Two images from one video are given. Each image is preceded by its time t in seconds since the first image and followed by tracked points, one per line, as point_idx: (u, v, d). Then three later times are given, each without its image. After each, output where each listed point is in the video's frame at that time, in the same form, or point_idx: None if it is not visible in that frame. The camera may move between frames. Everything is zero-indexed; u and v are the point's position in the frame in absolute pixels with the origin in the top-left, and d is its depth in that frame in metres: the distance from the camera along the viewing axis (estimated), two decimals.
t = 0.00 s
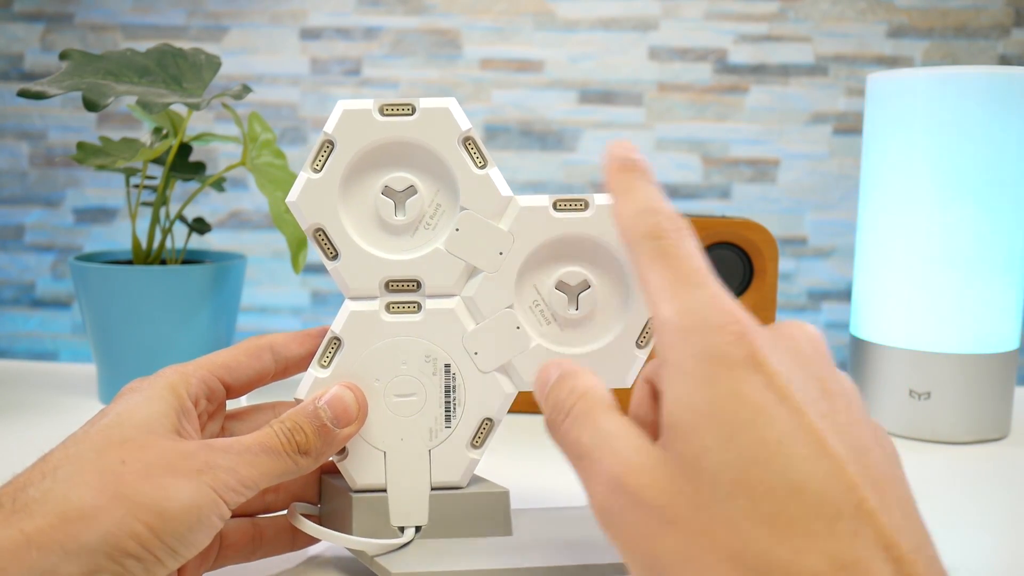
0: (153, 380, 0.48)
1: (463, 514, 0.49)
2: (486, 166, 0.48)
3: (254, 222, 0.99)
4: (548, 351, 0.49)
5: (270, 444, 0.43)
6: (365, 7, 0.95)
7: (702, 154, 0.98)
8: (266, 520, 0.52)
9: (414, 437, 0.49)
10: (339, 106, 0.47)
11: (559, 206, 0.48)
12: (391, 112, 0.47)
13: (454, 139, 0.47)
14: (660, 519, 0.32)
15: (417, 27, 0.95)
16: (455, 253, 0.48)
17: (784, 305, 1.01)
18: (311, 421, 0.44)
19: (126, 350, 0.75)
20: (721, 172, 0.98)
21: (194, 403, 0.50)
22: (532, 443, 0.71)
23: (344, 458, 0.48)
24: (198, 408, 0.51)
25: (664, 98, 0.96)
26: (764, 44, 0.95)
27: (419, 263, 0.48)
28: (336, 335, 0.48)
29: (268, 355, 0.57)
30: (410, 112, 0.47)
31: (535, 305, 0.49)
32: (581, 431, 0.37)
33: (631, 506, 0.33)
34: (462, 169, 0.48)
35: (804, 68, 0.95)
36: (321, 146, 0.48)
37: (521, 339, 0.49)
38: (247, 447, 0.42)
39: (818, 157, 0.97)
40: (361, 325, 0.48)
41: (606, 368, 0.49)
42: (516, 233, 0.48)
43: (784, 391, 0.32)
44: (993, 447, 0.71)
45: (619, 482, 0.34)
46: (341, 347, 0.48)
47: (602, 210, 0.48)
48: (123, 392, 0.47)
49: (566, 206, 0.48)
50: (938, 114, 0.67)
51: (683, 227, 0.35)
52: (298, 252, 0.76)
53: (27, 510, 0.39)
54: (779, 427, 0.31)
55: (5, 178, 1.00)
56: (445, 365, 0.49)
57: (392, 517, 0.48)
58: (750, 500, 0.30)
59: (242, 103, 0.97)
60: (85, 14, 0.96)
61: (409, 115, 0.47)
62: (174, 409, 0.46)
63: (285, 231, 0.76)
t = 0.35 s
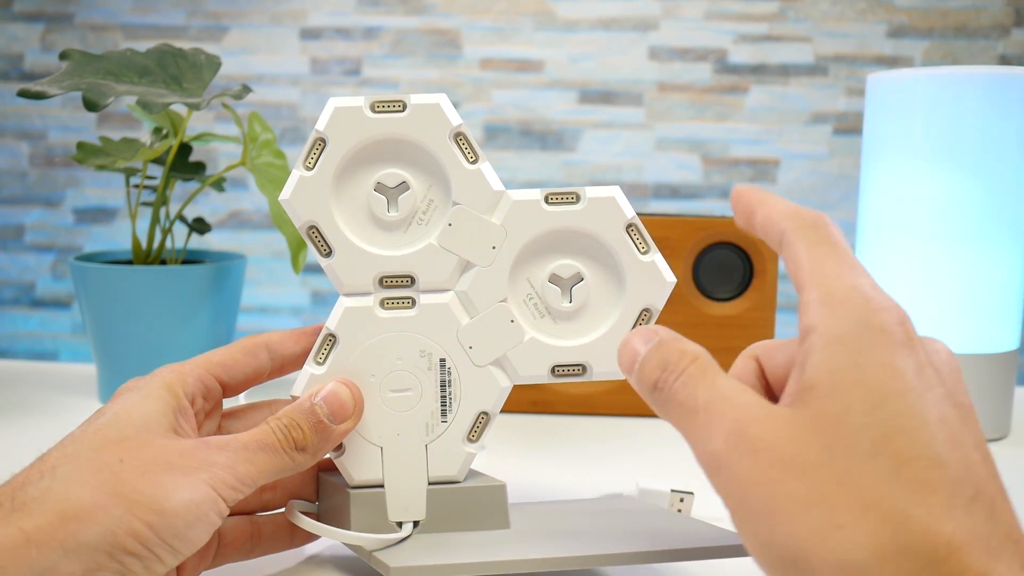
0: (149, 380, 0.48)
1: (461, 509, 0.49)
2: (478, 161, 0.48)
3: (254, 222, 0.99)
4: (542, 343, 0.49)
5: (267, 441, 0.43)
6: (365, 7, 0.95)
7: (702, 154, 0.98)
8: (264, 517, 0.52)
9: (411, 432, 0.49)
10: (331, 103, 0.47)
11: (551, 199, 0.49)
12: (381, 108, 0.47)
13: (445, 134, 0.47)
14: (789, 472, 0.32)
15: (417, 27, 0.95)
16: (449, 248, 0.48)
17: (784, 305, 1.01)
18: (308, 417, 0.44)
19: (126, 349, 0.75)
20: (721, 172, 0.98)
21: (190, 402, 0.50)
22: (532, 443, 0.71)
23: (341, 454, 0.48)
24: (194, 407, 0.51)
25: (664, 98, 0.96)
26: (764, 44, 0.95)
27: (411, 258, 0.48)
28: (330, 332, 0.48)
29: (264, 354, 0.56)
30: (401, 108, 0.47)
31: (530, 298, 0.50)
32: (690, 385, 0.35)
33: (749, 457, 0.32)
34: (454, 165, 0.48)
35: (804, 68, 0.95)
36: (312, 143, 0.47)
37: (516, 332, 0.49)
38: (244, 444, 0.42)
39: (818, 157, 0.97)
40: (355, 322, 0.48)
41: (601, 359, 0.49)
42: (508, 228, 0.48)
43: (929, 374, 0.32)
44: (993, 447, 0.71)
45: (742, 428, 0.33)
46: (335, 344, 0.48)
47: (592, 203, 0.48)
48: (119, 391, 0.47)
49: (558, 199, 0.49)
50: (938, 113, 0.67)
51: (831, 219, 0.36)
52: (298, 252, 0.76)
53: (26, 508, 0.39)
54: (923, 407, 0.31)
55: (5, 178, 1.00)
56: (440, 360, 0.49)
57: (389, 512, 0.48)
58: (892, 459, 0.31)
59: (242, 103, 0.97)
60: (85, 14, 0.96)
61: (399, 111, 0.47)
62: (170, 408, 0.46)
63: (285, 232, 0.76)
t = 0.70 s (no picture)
0: (147, 378, 0.49)
1: (460, 505, 0.49)
2: (472, 157, 0.48)
3: (254, 222, 0.99)
4: (539, 338, 0.49)
5: (265, 439, 0.43)
6: (365, 7, 0.95)
7: (702, 154, 0.98)
8: (263, 517, 0.52)
9: (408, 428, 0.49)
10: (324, 101, 0.47)
11: (545, 194, 0.49)
12: (375, 105, 0.47)
13: (439, 131, 0.47)
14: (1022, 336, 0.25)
15: (417, 27, 0.95)
16: (444, 244, 0.48)
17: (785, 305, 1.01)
18: (306, 415, 0.43)
19: (126, 349, 0.75)
20: (721, 172, 0.98)
21: (188, 401, 0.50)
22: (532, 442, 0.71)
23: (339, 452, 0.48)
24: (193, 405, 0.51)
25: (664, 98, 0.96)
26: (764, 44, 0.95)
27: (406, 255, 0.48)
28: (326, 330, 0.48)
29: (262, 353, 0.56)
30: (395, 105, 0.47)
31: (525, 293, 0.50)
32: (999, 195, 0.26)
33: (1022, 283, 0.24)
34: (448, 161, 0.48)
35: (804, 68, 0.95)
36: (306, 141, 0.47)
37: (512, 327, 0.49)
38: (242, 442, 0.42)
39: (818, 157, 0.97)
40: (351, 319, 0.48)
41: (598, 352, 0.49)
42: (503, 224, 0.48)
43: None
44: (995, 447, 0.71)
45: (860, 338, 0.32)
46: (332, 342, 0.48)
47: (586, 197, 0.48)
48: (116, 391, 0.47)
49: (552, 194, 0.49)
50: (936, 112, 0.67)
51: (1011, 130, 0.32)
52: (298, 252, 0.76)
53: (24, 507, 0.39)
54: None
55: (5, 178, 1.00)
56: (436, 356, 0.49)
57: (387, 509, 0.48)
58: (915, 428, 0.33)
59: (242, 103, 0.97)
60: (85, 14, 0.96)
61: (393, 109, 0.47)
62: (167, 408, 0.46)
63: (284, 232, 0.76)
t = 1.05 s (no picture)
0: (148, 378, 0.49)
1: (462, 504, 0.49)
2: (471, 153, 0.48)
3: (255, 222, 0.99)
4: (540, 335, 0.49)
5: (266, 437, 0.43)
6: (365, 7, 0.95)
7: (702, 154, 0.98)
8: (266, 513, 0.53)
9: (409, 425, 0.49)
10: (323, 98, 0.47)
11: (545, 189, 0.49)
12: (374, 101, 0.47)
13: (438, 126, 0.47)
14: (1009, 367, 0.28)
15: (417, 27, 0.95)
16: (444, 241, 0.48)
17: (784, 305, 1.01)
18: (305, 413, 0.44)
19: (126, 348, 0.75)
20: (721, 172, 0.98)
21: (189, 400, 0.50)
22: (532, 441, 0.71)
23: (341, 449, 0.48)
24: (194, 404, 0.51)
25: (664, 98, 0.96)
26: (764, 44, 0.95)
27: (407, 251, 0.48)
28: (327, 327, 0.48)
29: (263, 351, 0.56)
30: (393, 101, 0.47)
31: (526, 290, 0.50)
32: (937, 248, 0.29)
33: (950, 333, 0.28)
34: (447, 157, 0.48)
35: (804, 68, 0.95)
36: (306, 138, 0.47)
37: (513, 324, 0.49)
38: (243, 441, 0.42)
39: (818, 157, 0.97)
40: (351, 316, 0.48)
41: (599, 349, 0.49)
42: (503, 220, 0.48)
43: None
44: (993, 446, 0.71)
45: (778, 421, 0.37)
46: (333, 339, 0.48)
47: (586, 193, 0.48)
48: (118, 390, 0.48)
49: (552, 190, 0.49)
50: (937, 112, 0.67)
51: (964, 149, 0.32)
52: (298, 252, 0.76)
53: (25, 507, 0.39)
54: None
55: (5, 178, 1.00)
56: (437, 353, 0.49)
57: (389, 506, 0.48)
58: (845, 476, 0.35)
59: (242, 103, 0.97)
60: (85, 14, 0.96)
61: (392, 105, 0.47)
62: (168, 406, 0.46)
63: (285, 232, 0.76)
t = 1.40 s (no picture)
0: (144, 376, 0.49)
1: (458, 499, 0.49)
2: (467, 150, 0.48)
3: (255, 222, 0.99)
4: (536, 331, 0.49)
5: (264, 434, 0.43)
6: (365, 7, 0.95)
7: (703, 154, 0.98)
8: (263, 511, 0.52)
9: (406, 422, 0.49)
10: (319, 95, 0.47)
11: (542, 186, 0.49)
12: (370, 99, 0.47)
13: (434, 123, 0.47)
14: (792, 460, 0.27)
15: (417, 27, 0.95)
16: (440, 238, 0.48)
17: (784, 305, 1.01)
18: (303, 410, 0.44)
19: (125, 348, 0.75)
20: (721, 172, 0.98)
21: (186, 397, 0.50)
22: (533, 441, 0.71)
23: (338, 446, 0.48)
24: (191, 402, 0.51)
25: (664, 98, 0.96)
26: (764, 44, 0.95)
27: (403, 249, 0.48)
28: (323, 325, 0.48)
29: (260, 348, 0.56)
30: (390, 99, 0.47)
31: (522, 287, 0.50)
32: (719, 319, 0.30)
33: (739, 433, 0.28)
34: (443, 154, 0.48)
35: (804, 68, 0.95)
36: (301, 136, 0.47)
37: (509, 321, 0.49)
38: (241, 438, 0.43)
39: (818, 157, 0.97)
40: (348, 313, 0.48)
41: (596, 345, 0.49)
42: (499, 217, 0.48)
43: (917, 405, 0.27)
44: (994, 446, 0.71)
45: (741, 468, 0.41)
46: (329, 336, 0.48)
47: (583, 190, 0.48)
48: (115, 388, 0.48)
49: (549, 187, 0.49)
50: (937, 111, 0.67)
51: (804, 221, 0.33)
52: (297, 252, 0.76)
53: (24, 505, 0.39)
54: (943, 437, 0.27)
55: (5, 178, 1.00)
56: (434, 350, 0.49)
57: (386, 503, 0.48)
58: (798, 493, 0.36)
59: (242, 103, 0.97)
60: (85, 14, 0.96)
61: (388, 102, 0.47)
62: (165, 404, 0.46)
63: (284, 232, 0.76)
